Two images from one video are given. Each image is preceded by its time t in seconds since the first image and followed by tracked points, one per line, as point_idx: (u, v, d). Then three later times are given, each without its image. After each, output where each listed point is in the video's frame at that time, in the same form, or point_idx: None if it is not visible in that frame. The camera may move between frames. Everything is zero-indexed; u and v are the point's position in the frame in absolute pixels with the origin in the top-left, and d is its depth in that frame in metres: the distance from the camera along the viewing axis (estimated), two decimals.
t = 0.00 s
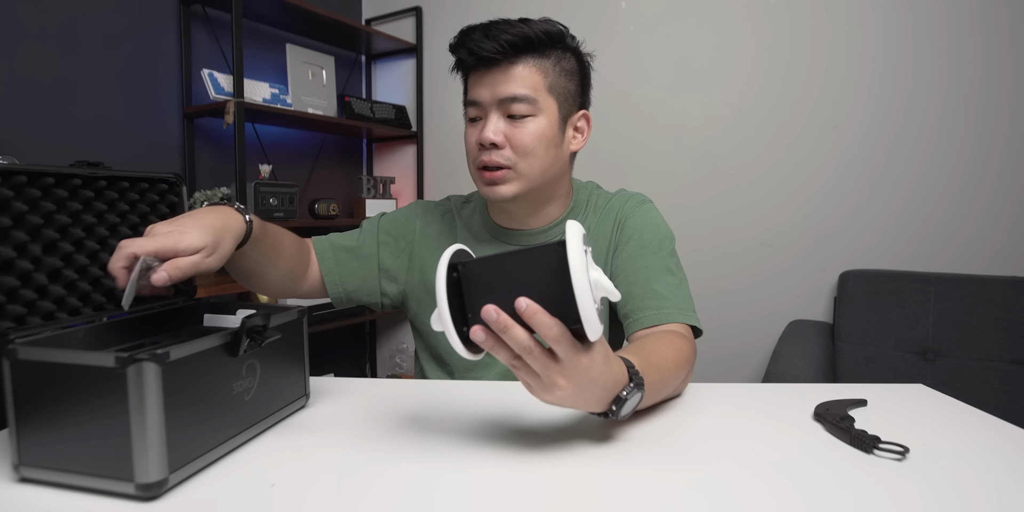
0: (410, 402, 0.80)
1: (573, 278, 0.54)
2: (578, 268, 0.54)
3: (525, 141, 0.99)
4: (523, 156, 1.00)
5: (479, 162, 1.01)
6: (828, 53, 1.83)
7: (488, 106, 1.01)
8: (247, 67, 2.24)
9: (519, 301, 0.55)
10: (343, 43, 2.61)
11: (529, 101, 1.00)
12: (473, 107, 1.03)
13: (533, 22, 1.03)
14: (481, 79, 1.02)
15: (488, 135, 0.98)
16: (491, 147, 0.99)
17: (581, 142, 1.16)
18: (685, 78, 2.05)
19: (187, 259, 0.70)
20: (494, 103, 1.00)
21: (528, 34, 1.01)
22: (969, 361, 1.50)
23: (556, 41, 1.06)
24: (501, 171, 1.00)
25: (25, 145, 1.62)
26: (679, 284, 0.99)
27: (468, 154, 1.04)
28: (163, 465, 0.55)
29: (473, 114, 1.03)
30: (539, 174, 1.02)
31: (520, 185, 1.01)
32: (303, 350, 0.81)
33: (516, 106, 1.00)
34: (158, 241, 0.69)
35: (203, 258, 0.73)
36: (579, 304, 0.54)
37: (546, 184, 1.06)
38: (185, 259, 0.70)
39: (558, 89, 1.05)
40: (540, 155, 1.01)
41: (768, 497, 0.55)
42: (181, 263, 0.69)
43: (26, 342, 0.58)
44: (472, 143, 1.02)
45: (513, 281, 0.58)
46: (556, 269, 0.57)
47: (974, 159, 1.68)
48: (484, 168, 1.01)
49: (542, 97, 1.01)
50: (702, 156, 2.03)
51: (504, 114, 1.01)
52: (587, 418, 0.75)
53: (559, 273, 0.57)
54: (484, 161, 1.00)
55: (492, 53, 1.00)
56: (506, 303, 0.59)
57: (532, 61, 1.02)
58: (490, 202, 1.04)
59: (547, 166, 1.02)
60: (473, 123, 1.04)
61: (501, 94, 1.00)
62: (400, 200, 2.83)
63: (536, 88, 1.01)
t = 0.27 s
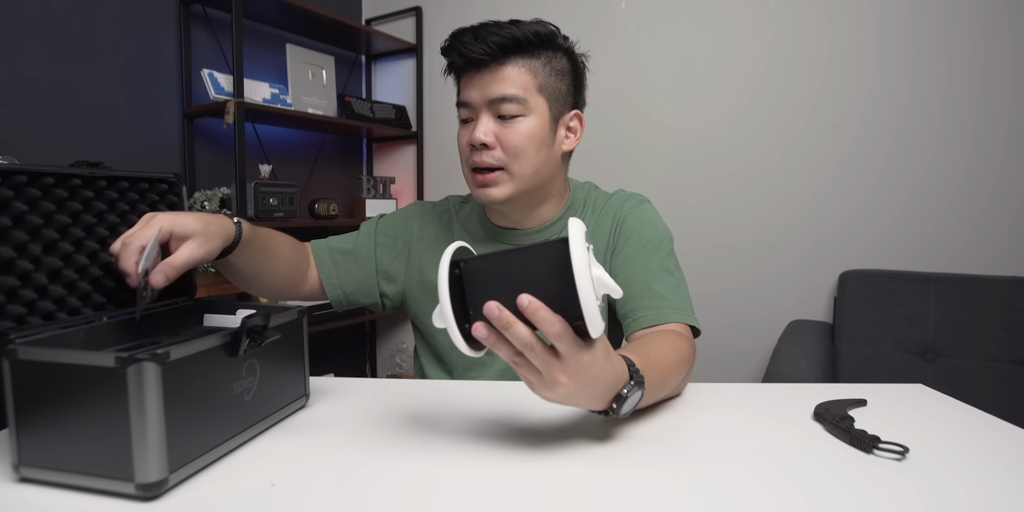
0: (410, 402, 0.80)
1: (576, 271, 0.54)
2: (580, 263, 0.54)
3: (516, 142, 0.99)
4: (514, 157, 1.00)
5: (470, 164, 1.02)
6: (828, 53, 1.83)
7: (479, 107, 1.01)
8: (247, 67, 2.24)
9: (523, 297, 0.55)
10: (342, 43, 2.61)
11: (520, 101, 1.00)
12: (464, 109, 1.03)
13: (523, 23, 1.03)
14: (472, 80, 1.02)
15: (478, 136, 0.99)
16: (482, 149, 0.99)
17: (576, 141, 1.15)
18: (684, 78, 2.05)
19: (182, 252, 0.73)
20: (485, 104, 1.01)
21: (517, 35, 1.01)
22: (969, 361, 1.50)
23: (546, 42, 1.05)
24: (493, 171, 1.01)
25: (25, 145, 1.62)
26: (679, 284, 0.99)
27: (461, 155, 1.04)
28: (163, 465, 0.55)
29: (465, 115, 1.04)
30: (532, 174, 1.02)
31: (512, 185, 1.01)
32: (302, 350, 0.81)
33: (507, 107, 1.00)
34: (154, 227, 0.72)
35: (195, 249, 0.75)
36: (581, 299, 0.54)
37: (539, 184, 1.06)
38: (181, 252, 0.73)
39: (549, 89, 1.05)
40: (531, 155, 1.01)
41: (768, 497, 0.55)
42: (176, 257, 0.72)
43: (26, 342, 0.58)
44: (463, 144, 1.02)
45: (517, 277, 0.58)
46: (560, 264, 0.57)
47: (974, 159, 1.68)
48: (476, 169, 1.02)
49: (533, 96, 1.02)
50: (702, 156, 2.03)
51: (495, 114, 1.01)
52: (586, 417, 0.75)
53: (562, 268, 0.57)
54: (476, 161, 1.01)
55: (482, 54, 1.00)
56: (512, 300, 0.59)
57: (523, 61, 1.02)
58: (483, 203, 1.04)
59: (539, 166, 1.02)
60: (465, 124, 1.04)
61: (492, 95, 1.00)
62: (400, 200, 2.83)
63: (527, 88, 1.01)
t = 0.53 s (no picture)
0: (411, 402, 0.80)
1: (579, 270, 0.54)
2: (584, 262, 0.54)
3: (517, 140, 0.99)
4: (516, 154, 1.00)
5: (472, 162, 1.02)
6: (827, 53, 1.83)
7: (481, 105, 1.01)
8: (247, 67, 2.24)
9: (525, 298, 0.55)
10: (342, 43, 2.61)
11: (521, 98, 1.00)
12: (467, 107, 1.03)
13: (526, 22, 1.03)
14: (474, 78, 1.02)
15: (480, 134, 0.98)
16: (484, 146, 0.99)
17: (576, 141, 1.15)
18: (684, 78, 2.05)
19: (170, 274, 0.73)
20: (487, 101, 1.01)
21: (520, 33, 1.01)
22: (969, 361, 1.50)
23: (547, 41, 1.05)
24: (494, 169, 1.00)
25: (25, 145, 1.62)
26: (679, 284, 0.99)
27: (463, 153, 1.04)
28: (162, 465, 0.55)
29: (467, 113, 1.04)
30: (533, 172, 1.02)
31: (514, 183, 1.01)
32: (303, 350, 0.81)
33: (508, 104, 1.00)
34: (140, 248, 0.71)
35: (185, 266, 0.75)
36: (584, 298, 0.54)
37: (540, 183, 1.06)
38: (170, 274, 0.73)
39: (551, 88, 1.05)
40: (533, 153, 1.01)
41: (768, 497, 0.55)
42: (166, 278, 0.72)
43: (26, 342, 0.58)
44: (465, 142, 1.02)
45: (521, 276, 0.58)
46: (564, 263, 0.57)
47: (973, 159, 1.68)
48: (478, 167, 1.01)
49: (535, 94, 1.02)
50: (702, 156, 2.03)
51: (497, 112, 1.01)
52: (587, 417, 0.75)
53: (566, 267, 0.57)
54: (478, 159, 1.00)
55: (484, 51, 1.00)
56: (514, 298, 0.59)
57: (525, 59, 1.02)
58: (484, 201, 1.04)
59: (540, 164, 1.02)
60: (466, 123, 1.04)
61: (494, 92, 1.00)
62: (400, 200, 2.83)
63: (529, 86, 1.01)
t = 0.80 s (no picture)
0: (411, 402, 0.80)
1: (582, 272, 0.54)
2: (586, 264, 0.54)
3: (522, 145, 0.99)
4: (521, 159, 0.99)
5: (475, 166, 1.01)
6: (827, 53, 1.83)
7: (485, 107, 1.00)
8: (247, 67, 2.24)
9: (523, 300, 0.55)
10: (342, 43, 2.61)
11: (526, 102, 0.99)
12: (470, 108, 1.02)
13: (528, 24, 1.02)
14: (478, 80, 1.01)
15: (485, 139, 0.98)
16: (489, 151, 0.99)
17: (579, 140, 1.16)
18: (684, 78, 2.05)
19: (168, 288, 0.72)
20: (491, 104, 1.00)
21: (524, 35, 1.00)
22: (969, 361, 1.50)
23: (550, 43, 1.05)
24: (499, 173, 1.00)
25: (25, 145, 1.62)
26: (680, 284, 0.99)
27: (466, 155, 1.03)
28: (163, 465, 0.55)
29: (470, 115, 1.02)
30: (537, 176, 1.02)
31: (518, 187, 1.01)
32: (304, 350, 0.81)
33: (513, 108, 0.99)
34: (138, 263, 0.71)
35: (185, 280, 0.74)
36: (586, 300, 0.54)
37: (543, 186, 1.06)
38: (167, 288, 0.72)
39: (554, 89, 1.05)
40: (537, 158, 1.01)
41: (769, 497, 0.55)
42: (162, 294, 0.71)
43: (26, 342, 0.58)
44: (468, 146, 1.01)
45: (523, 277, 0.58)
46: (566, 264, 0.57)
47: (973, 159, 1.68)
48: (482, 170, 1.01)
49: (539, 97, 1.01)
50: (702, 156, 2.03)
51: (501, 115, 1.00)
52: (587, 418, 0.75)
53: (567, 268, 0.57)
54: (482, 163, 1.00)
55: (489, 53, 0.99)
56: (514, 299, 0.59)
57: (528, 62, 1.02)
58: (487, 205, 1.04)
59: (544, 168, 1.02)
60: (468, 126, 1.03)
61: (499, 95, 0.99)
62: (400, 200, 2.83)
63: (533, 89, 1.00)
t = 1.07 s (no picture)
0: (411, 402, 0.80)
1: (581, 275, 0.54)
2: (585, 268, 0.54)
3: (549, 136, 1.00)
4: (548, 150, 1.00)
5: (499, 157, 0.99)
6: (827, 53, 1.83)
7: (509, 99, 1.00)
8: (247, 68, 2.24)
9: (523, 303, 0.55)
10: (342, 43, 2.61)
11: (551, 95, 1.01)
12: (490, 101, 1.01)
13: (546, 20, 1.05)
14: (498, 72, 1.01)
15: (514, 128, 0.97)
16: (516, 141, 0.98)
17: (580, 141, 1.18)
18: (684, 78, 2.05)
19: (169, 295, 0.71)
20: (515, 96, 1.00)
21: (548, 29, 1.02)
22: (969, 361, 1.50)
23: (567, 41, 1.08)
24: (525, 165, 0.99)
25: (25, 145, 1.62)
26: (680, 284, 0.99)
27: (484, 149, 1.01)
28: (162, 465, 0.55)
29: (489, 108, 1.02)
30: (560, 169, 1.03)
31: (544, 180, 1.00)
32: (303, 351, 0.81)
33: (538, 99, 1.00)
34: (140, 270, 0.70)
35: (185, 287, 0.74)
36: (586, 303, 0.54)
37: (560, 182, 1.07)
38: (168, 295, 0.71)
39: (570, 85, 1.07)
40: (561, 150, 1.02)
41: (768, 497, 0.55)
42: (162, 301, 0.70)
43: (26, 342, 0.58)
44: (490, 137, 1.00)
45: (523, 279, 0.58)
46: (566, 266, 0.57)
47: (973, 159, 1.68)
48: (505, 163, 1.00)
49: (560, 92, 1.03)
50: (702, 156, 2.03)
51: (525, 106, 1.00)
52: (588, 419, 0.75)
53: (567, 270, 0.57)
54: (507, 154, 0.99)
55: (514, 45, 1.00)
56: (514, 301, 0.59)
57: (549, 56, 1.03)
58: (508, 199, 1.01)
59: (566, 162, 1.04)
60: (487, 118, 1.02)
61: (524, 87, 1.00)
62: (400, 200, 2.83)
63: (555, 83, 1.02)
